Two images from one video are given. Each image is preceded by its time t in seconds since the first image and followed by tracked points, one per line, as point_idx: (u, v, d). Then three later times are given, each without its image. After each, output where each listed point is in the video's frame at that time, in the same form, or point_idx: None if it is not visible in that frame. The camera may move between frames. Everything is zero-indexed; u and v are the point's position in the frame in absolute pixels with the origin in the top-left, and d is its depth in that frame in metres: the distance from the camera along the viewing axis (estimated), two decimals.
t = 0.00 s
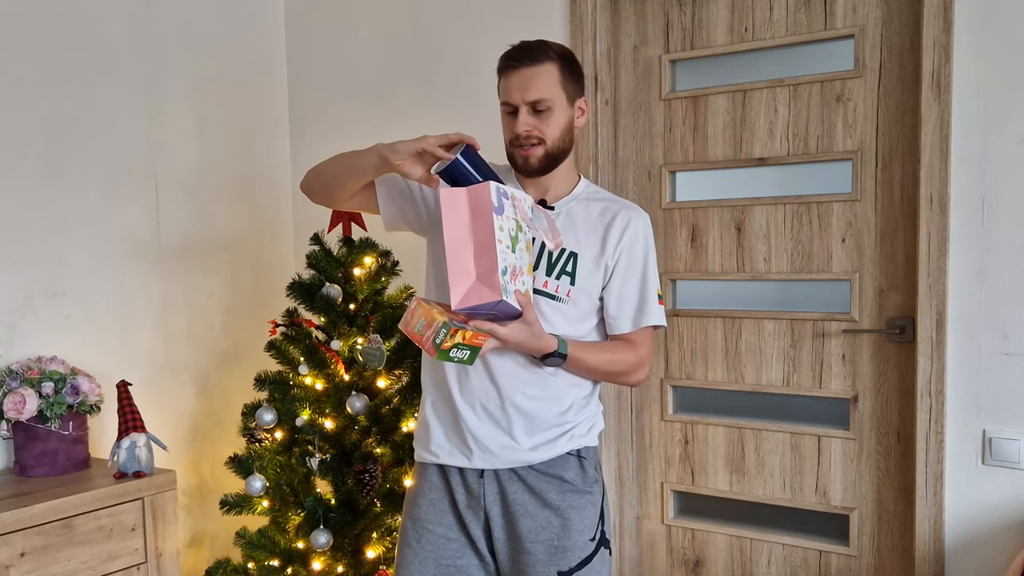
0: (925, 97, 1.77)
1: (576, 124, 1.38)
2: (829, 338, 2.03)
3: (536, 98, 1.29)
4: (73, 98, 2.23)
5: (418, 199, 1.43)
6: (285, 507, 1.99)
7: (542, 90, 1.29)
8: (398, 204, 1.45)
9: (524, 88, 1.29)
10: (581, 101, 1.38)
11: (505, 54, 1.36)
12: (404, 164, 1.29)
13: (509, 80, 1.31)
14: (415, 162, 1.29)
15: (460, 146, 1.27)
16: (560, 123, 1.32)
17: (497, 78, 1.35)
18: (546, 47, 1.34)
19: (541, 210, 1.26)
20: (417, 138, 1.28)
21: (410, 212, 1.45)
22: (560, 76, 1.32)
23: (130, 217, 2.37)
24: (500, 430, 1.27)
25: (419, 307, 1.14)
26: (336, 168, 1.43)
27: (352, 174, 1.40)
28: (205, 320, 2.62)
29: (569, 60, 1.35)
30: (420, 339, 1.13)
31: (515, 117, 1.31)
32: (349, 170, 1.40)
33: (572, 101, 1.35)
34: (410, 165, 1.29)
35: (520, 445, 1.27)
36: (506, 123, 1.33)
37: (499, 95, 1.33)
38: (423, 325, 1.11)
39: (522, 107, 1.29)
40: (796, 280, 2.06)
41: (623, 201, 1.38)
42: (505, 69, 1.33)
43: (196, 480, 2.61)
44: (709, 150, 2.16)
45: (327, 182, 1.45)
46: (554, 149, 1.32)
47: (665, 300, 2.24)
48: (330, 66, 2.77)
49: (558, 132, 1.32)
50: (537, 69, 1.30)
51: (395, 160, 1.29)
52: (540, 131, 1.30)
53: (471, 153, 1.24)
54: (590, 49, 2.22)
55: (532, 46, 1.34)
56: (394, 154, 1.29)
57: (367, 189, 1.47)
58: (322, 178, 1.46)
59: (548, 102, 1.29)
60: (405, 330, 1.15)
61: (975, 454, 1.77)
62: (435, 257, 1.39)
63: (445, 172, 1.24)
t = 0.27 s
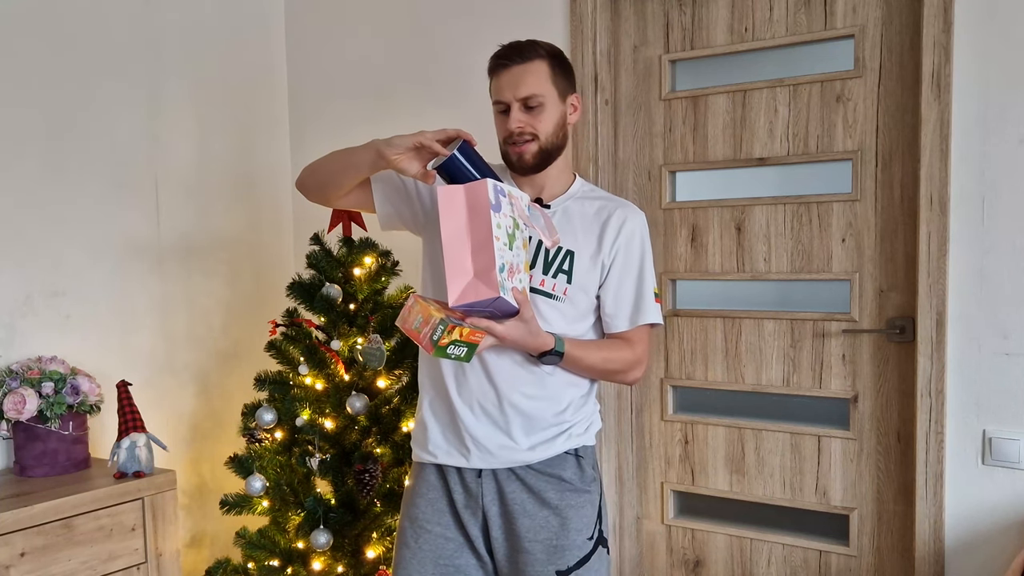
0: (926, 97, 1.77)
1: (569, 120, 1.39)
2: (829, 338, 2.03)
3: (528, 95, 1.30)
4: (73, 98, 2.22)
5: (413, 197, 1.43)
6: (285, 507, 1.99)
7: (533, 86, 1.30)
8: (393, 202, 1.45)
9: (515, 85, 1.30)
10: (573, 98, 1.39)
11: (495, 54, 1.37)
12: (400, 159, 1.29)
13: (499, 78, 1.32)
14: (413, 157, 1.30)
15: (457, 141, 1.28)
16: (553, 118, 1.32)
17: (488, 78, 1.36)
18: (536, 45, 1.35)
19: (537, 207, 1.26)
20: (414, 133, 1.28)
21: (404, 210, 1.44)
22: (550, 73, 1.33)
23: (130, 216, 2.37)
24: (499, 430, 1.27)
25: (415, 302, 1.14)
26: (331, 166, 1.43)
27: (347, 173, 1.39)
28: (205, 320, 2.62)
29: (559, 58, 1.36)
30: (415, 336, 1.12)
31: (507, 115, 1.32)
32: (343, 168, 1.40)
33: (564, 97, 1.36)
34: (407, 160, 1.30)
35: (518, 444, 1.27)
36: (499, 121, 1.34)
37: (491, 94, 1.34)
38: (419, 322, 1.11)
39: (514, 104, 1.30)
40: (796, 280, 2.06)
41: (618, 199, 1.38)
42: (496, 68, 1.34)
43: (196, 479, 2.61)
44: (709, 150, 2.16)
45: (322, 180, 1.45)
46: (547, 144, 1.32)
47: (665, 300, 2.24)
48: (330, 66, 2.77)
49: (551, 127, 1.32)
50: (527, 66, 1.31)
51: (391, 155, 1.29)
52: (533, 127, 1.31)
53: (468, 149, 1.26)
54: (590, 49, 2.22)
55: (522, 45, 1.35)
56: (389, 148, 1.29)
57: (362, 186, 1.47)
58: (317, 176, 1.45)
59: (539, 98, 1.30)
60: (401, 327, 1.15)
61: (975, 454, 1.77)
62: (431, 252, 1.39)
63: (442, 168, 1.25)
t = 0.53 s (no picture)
0: (925, 97, 1.77)
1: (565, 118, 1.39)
2: (829, 338, 2.03)
3: (523, 94, 1.30)
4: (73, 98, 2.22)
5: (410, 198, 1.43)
6: (285, 507, 1.99)
7: (528, 85, 1.30)
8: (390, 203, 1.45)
9: (510, 84, 1.30)
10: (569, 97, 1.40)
11: (489, 55, 1.37)
12: (396, 157, 1.29)
13: (494, 79, 1.32)
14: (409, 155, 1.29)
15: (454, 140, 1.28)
16: (549, 116, 1.33)
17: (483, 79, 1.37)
18: (530, 45, 1.35)
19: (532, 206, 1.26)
20: (411, 130, 1.28)
21: (401, 211, 1.45)
22: (544, 71, 1.33)
23: (130, 216, 2.37)
24: (496, 430, 1.27)
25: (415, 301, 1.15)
26: (327, 165, 1.42)
27: (343, 172, 1.39)
28: (205, 320, 2.62)
29: (553, 57, 1.37)
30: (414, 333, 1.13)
31: (503, 114, 1.32)
32: (340, 167, 1.40)
33: (559, 96, 1.36)
34: (403, 158, 1.29)
35: (516, 444, 1.27)
36: (495, 121, 1.34)
37: (486, 94, 1.34)
38: (417, 320, 1.12)
39: (510, 103, 1.30)
40: (796, 280, 2.06)
41: (614, 199, 1.38)
42: (490, 68, 1.34)
43: (196, 479, 2.61)
44: (709, 150, 2.16)
45: (318, 179, 1.44)
46: (544, 142, 1.33)
47: (665, 301, 2.24)
48: (330, 66, 2.77)
49: (547, 126, 1.32)
50: (521, 65, 1.32)
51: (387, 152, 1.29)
52: (529, 125, 1.31)
53: (463, 147, 1.25)
54: (590, 49, 2.22)
55: (515, 45, 1.35)
56: (385, 146, 1.29)
57: (358, 185, 1.47)
58: (313, 175, 1.45)
59: (534, 96, 1.30)
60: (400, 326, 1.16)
61: (975, 454, 1.77)
62: (428, 250, 1.39)
63: (437, 166, 1.25)
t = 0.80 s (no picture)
0: (925, 97, 1.77)
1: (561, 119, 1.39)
2: (829, 337, 2.03)
3: (519, 93, 1.30)
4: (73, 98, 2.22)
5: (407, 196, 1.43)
6: (285, 507, 1.99)
7: (524, 84, 1.30)
8: (387, 203, 1.45)
9: (506, 84, 1.30)
10: (566, 97, 1.40)
11: (485, 56, 1.37)
12: (392, 155, 1.28)
13: (490, 79, 1.32)
14: (406, 154, 1.29)
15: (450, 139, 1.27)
16: (546, 115, 1.32)
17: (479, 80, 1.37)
18: (526, 46, 1.35)
19: (528, 207, 1.26)
20: (407, 128, 1.27)
21: (398, 210, 1.45)
22: (541, 71, 1.33)
23: (130, 216, 2.37)
24: (494, 430, 1.27)
25: (411, 302, 1.15)
26: (325, 164, 1.42)
27: (341, 171, 1.39)
28: (205, 320, 2.62)
29: (549, 57, 1.37)
30: (411, 333, 1.13)
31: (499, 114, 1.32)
32: (337, 166, 1.39)
33: (556, 96, 1.36)
34: (399, 156, 1.29)
35: (514, 444, 1.27)
36: (492, 121, 1.34)
37: (482, 95, 1.34)
38: (415, 321, 1.12)
39: (506, 102, 1.30)
40: (797, 280, 2.06)
41: (612, 199, 1.38)
42: (487, 69, 1.34)
43: (196, 479, 2.61)
44: (709, 150, 2.16)
45: (315, 178, 1.44)
46: (542, 141, 1.32)
47: (665, 301, 2.24)
48: (330, 66, 2.77)
49: (544, 124, 1.32)
50: (517, 66, 1.32)
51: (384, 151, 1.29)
52: (526, 124, 1.31)
53: (460, 146, 1.24)
54: (590, 49, 2.22)
55: (511, 46, 1.35)
56: (382, 144, 1.29)
57: (356, 184, 1.46)
58: (311, 174, 1.45)
59: (531, 95, 1.30)
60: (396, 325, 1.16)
61: (975, 454, 1.77)
62: (426, 251, 1.39)
63: (434, 165, 1.24)
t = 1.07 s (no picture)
0: (926, 97, 1.77)
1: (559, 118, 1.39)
2: (829, 337, 2.03)
3: (515, 92, 1.30)
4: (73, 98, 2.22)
5: (405, 196, 1.43)
6: (285, 507, 1.99)
7: (520, 83, 1.30)
8: (386, 203, 1.45)
9: (502, 84, 1.30)
10: (564, 96, 1.39)
11: (483, 57, 1.38)
12: (390, 154, 1.28)
13: (487, 80, 1.33)
14: (403, 153, 1.29)
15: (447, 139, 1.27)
16: (543, 113, 1.32)
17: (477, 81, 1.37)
18: (522, 45, 1.35)
19: (526, 207, 1.27)
20: (404, 127, 1.27)
21: (397, 210, 1.44)
22: (537, 70, 1.33)
23: (130, 216, 2.37)
24: (493, 430, 1.27)
25: (410, 303, 1.14)
26: (324, 162, 1.42)
27: (339, 170, 1.39)
28: (205, 320, 2.62)
29: (547, 56, 1.37)
30: (410, 335, 1.13)
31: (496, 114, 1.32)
32: (335, 165, 1.39)
33: (553, 95, 1.35)
34: (397, 155, 1.28)
35: (513, 444, 1.27)
36: (489, 121, 1.34)
37: (480, 96, 1.34)
38: (414, 322, 1.12)
39: (503, 102, 1.30)
40: (797, 280, 2.06)
41: (610, 199, 1.38)
42: (484, 70, 1.35)
43: (196, 479, 2.61)
44: (709, 150, 2.16)
45: (314, 176, 1.44)
46: (539, 139, 1.32)
47: (665, 301, 2.24)
48: (330, 66, 2.77)
49: (542, 122, 1.32)
50: (513, 65, 1.32)
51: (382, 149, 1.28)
52: (523, 122, 1.30)
53: (457, 146, 1.24)
54: (590, 49, 2.22)
55: (508, 45, 1.35)
56: (379, 142, 1.28)
57: (355, 184, 1.46)
58: (310, 172, 1.45)
59: (527, 94, 1.30)
60: (396, 326, 1.16)
61: (975, 454, 1.77)
62: (424, 251, 1.39)
63: (431, 165, 1.24)
